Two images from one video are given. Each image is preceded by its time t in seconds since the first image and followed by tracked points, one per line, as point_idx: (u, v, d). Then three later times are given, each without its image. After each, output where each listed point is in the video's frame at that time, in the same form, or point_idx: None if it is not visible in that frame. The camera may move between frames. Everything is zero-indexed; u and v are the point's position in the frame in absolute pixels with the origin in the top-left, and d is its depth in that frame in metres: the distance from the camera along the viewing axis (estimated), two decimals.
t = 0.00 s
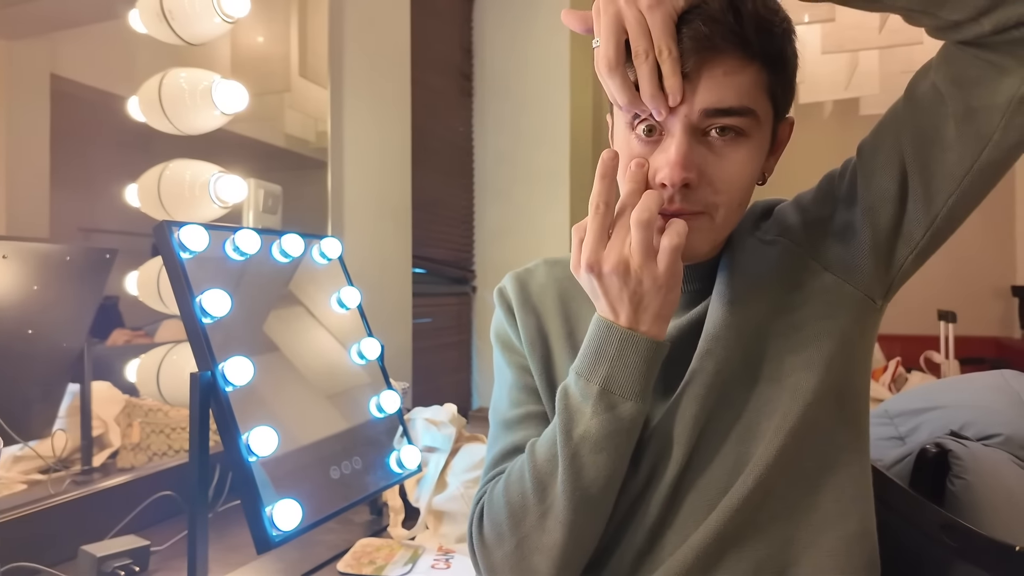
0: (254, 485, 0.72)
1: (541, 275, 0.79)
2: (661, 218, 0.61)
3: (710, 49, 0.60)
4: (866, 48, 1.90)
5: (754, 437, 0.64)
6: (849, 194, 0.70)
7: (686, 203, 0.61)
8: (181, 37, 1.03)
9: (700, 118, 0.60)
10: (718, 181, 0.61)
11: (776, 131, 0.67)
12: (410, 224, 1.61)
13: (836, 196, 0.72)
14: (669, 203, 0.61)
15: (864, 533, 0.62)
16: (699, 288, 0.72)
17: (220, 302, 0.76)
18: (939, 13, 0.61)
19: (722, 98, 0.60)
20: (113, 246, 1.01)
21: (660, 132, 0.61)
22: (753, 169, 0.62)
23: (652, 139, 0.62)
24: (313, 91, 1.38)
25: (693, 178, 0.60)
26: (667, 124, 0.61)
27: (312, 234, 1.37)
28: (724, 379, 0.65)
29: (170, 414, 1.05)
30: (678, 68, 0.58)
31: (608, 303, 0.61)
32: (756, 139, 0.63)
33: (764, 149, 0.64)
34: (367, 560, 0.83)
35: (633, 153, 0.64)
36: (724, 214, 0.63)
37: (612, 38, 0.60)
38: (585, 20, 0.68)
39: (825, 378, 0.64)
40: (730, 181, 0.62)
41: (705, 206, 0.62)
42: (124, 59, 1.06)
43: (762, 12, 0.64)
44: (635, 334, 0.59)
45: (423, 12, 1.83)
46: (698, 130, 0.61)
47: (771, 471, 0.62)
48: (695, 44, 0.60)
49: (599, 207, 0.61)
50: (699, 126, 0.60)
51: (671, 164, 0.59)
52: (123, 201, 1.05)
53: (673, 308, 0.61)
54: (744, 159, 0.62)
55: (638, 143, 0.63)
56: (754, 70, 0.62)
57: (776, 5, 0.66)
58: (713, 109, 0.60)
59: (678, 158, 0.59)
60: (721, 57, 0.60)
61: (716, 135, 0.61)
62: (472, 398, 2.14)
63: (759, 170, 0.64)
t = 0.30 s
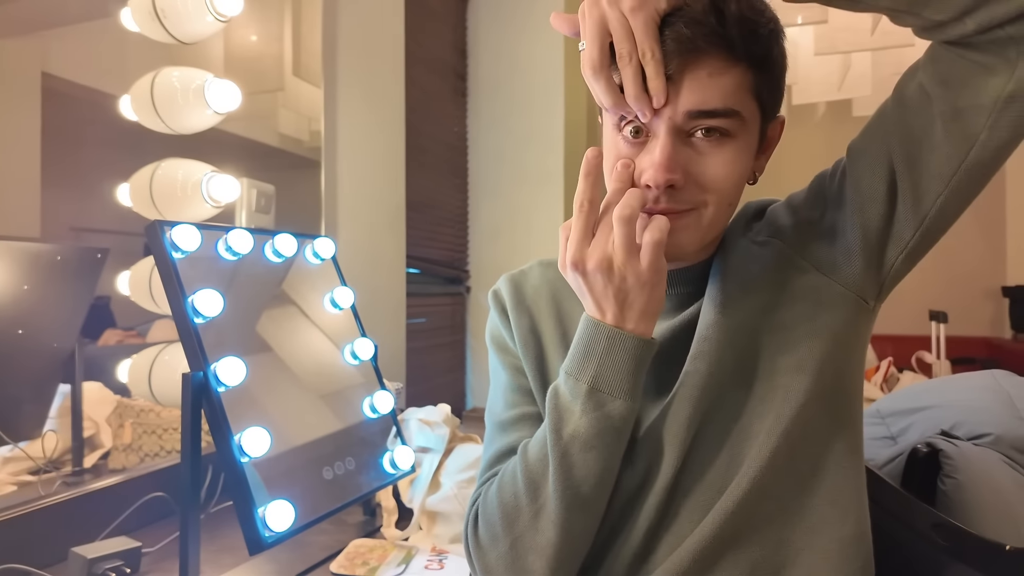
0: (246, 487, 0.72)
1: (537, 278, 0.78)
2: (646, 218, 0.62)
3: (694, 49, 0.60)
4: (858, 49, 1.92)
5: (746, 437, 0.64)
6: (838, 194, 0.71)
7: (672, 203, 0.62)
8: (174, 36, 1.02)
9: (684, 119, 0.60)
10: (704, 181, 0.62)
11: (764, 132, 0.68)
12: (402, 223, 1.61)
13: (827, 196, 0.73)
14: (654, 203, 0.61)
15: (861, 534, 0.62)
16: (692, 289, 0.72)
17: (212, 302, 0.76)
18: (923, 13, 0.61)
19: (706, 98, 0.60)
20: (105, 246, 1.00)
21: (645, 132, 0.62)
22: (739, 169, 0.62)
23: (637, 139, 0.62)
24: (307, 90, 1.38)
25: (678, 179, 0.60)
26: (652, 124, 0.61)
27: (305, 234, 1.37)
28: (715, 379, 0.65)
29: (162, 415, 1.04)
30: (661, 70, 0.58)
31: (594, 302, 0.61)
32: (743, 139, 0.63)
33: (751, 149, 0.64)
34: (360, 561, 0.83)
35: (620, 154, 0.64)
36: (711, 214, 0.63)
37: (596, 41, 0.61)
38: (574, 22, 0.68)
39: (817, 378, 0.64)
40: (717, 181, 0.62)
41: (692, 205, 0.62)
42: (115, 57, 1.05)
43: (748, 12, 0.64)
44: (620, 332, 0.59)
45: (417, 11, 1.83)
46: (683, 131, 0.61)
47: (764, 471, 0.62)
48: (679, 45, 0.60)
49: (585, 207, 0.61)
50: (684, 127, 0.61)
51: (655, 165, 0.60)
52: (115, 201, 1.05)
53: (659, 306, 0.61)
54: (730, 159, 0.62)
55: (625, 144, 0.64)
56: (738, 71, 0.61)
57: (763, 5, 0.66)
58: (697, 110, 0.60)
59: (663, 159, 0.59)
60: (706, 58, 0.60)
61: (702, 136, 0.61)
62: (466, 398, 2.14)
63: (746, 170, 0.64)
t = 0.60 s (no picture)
0: (238, 488, 0.72)
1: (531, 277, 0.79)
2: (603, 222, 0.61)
3: (643, 56, 0.58)
4: (850, 51, 1.94)
5: (711, 461, 0.63)
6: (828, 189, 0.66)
7: (631, 209, 0.60)
8: (166, 35, 1.02)
9: (639, 125, 0.58)
10: (664, 188, 0.59)
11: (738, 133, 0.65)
12: (396, 223, 1.60)
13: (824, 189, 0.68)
14: (613, 209, 0.60)
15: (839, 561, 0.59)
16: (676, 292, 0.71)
17: (203, 302, 0.76)
18: (877, 11, 0.56)
19: (659, 104, 0.58)
20: (95, 245, 1.00)
21: (602, 140, 0.60)
22: (699, 176, 0.60)
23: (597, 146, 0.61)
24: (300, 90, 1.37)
25: (633, 185, 0.59)
26: (608, 132, 0.60)
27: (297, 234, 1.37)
28: (684, 387, 0.65)
29: (153, 415, 1.02)
30: (611, 78, 0.57)
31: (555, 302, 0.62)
32: (705, 143, 0.60)
33: (717, 154, 0.61)
34: (352, 562, 0.82)
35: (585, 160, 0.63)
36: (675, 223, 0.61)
37: (550, 49, 0.61)
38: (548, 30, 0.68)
39: (784, 399, 0.62)
40: (676, 188, 0.59)
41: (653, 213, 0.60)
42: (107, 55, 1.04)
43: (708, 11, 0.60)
44: (577, 333, 0.60)
45: (411, 11, 1.83)
46: (640, 138, 0.59)
47: (727, 500, 0.60)
48: (628, 52, 0.58)
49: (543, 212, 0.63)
50: (639, 133, 0.59)
51: (609, 172, 0.59)
52: (105, 200, 1.04)
53: (619, 307, 0.61)
54: (690, 166, 0.59)
55: (588, 148, 0.62)
56: (697, 74, 0.58)
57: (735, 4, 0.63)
58: (650, 116, 0.58)
59: (617, 167, 0.58)
60: (656, 64, 0.58)
61: (661, 142, 0.59)
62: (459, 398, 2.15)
63: (713, 175, 0.61)
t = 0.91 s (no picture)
0: (230, 488, 0.71)
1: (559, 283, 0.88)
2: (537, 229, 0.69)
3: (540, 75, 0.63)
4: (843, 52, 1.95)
5: (647, 485, 0.60)
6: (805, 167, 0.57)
7: (552, 218, 0.65)
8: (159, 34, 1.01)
9: (548, 138, 0.64)
10: (575, 194, 0.63)
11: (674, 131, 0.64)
12: (389, 223, 1.60)
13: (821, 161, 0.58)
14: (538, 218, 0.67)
15: None
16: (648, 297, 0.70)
17: (196, 302, 0.75)
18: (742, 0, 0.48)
19: (556, 118, 0.62)
20: (86, 245, 0.99)
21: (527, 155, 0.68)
22: (609, 182, 0.62)
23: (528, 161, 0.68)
24: (293, 89, 1.37)
25: (546, 193, 0.64)
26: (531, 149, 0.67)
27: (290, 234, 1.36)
28: (621, 399, 0.62)
29: (144, 416, 1.03)
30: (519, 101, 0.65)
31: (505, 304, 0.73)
32: (611, 148, 0.62)
33: (633, 158, 0.62)
34: (345, 563, 0.82)
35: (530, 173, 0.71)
36: (595, 224, 0.63)
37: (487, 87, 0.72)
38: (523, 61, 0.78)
39: (710, 425, 0.56)
40: (584, 196, 0.62)
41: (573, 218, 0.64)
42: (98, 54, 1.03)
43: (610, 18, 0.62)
44: (515, 325, 0.70)
45: (404, 11, 1.82)
46: (552, 150, 0.64)
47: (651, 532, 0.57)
48: (528, 74, 0.64)
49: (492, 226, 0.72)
50: (551, 144, 0.64)
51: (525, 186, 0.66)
52: (96, 200, 1.03)
53: (549, 301, 0.69)
54: (595, 171, 0.62)
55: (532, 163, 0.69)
56: (595, 82, 0.61)
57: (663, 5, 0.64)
58: (551, 128, 0.63)
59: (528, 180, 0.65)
60: (551, 79, 0.63)
61: (573, 149, 0.63)
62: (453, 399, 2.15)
63: (633, 178, 0.62)
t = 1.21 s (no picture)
0: (224, 487, 0.71)
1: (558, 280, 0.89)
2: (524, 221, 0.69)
3: (522, 70, 0.65)
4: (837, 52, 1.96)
5: (626, 475, 0.61)
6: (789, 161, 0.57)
7: (536, 212, 0.66)
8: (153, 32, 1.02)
9: (533, 131, 0.65)
10: (557, 187, 0.64)
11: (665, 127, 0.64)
12: (384, 222, 1.59)
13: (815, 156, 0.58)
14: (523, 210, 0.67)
15: None
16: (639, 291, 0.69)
17: (190, 301, 0.75)
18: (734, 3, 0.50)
19: (538, 113, 0.64)
20: (80, 244, 0.98)
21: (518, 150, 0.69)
22: (589, 174, 0.62)
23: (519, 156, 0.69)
24: (288, 88, 1.37)
25: (530, 186, 0.65)
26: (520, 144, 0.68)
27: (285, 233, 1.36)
28: (602, 392, 0.63)
29: (137, 416, 1.03)
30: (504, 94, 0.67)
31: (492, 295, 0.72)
32: (593, 141, 0.62)
33: (614, 152, 0.62)
34: (339, 563, 0.82)
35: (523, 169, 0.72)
36: (573, 218, 0.64)
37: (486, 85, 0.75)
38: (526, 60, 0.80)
39: (683, 417, 0.56)
40: (566, 190, 0.63)
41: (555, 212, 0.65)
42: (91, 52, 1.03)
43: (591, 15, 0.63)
44: (503, 318, 0.70)
45: (400, 10, 1.82)
46: (537, 144, 0.65)
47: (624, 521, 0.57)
48: (513, 69, 0.66)
49: (479, 219, 0.72)
50: (537, 138, 0.65)
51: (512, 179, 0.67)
52: (89, 198, 1.03)
53: (534, 296, 0.69)
54: (576, 164, 0.63)
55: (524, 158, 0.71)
56: (576, 76, 0.62)
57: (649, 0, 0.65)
58: (534, 121, 0.64)
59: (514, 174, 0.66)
60: (532, 73, 0.65)
61: (557, 143, 0.64)
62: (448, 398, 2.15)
63: (617, 172, 0.63)
